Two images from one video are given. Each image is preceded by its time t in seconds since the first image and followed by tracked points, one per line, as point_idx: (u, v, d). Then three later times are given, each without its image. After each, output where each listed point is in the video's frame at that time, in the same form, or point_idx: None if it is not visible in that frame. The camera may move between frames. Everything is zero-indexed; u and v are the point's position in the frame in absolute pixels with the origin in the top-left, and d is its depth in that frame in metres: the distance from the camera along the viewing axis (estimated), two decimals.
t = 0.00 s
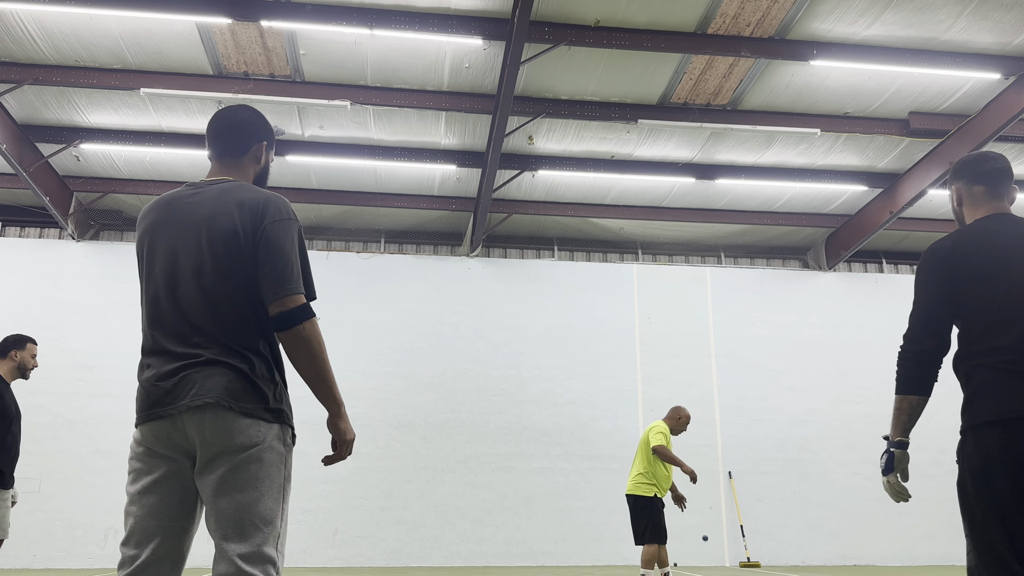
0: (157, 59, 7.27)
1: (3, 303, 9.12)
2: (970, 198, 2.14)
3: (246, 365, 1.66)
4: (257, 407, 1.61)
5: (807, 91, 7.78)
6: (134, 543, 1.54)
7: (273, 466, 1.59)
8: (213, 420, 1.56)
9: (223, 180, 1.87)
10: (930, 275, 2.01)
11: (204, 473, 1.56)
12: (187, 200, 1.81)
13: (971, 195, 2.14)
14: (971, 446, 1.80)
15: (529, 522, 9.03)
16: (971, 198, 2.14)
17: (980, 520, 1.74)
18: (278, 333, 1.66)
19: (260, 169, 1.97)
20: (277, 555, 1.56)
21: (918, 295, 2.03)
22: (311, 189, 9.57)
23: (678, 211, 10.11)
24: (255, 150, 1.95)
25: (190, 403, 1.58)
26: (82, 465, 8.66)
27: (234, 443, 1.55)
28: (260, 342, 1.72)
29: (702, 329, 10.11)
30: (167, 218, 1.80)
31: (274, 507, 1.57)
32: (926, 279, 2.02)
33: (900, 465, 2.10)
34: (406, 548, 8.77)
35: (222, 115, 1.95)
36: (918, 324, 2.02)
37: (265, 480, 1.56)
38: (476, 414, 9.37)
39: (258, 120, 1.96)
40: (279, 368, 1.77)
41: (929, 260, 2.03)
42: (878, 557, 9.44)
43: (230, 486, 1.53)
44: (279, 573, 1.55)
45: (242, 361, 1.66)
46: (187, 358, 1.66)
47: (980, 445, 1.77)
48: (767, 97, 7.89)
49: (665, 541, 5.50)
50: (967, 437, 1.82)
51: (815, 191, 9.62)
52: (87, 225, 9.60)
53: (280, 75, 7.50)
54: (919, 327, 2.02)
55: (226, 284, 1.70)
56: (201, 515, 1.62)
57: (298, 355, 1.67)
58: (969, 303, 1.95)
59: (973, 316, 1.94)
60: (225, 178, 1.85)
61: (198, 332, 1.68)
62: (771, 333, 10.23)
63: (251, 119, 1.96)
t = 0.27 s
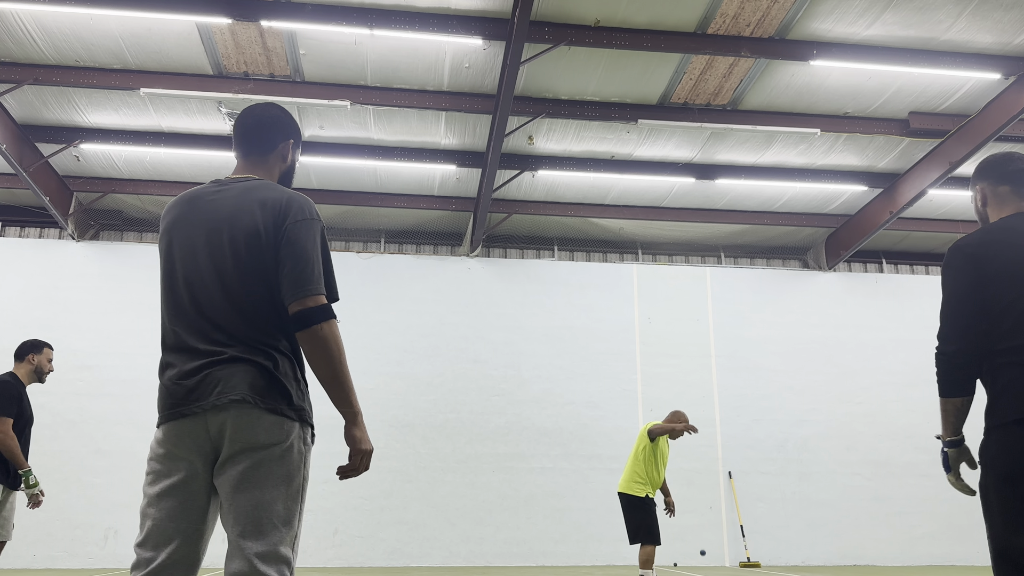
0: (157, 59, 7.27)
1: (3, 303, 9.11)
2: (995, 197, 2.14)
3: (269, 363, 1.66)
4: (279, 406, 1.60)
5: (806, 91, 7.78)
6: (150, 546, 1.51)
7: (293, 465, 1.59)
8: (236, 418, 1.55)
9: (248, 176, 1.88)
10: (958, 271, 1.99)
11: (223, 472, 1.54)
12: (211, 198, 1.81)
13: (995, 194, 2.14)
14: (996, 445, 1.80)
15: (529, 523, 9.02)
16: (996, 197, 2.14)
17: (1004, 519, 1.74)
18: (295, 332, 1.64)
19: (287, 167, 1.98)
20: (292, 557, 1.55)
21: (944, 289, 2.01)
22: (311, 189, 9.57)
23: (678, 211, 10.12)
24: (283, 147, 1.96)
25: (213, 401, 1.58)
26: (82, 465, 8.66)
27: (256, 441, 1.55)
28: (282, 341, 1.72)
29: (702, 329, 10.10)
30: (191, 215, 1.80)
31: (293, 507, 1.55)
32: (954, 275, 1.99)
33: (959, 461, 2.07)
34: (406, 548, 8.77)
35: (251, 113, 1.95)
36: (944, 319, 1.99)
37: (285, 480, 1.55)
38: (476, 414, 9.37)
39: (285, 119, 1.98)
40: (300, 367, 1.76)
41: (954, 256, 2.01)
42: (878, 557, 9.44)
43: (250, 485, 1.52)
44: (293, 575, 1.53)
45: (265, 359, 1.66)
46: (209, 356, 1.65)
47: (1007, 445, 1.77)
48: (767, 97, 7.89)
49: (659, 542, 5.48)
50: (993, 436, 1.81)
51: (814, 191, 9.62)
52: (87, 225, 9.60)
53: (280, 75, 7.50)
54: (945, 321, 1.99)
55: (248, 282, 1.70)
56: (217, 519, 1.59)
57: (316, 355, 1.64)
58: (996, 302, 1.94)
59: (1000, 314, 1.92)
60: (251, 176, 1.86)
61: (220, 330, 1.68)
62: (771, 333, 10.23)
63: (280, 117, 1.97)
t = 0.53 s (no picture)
0: (157, 59, 7.27)
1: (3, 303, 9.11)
2: (1005, 197, 2.12)
3: (283, 362, 1.65)
4: (293, 406, 1.59)
5: (806, 91, 7.78)
6: (159, 546, 1.51)
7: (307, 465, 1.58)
8: (250, 418, 1.55)
9: (263, 178, 1.87)
10: (964, 270, 1.99)
11: (236, 472, 1.54)
12: (227, 197, 1.81)
13: (1005, 195, 2.12)
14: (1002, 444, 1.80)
15: (529, 523, 9.02)
16: (1005, 198, 2.12)
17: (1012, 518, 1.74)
18: (309, 331, 1.63)
19: (303, 167, 1.97)
20: (302, 558, 1.54)
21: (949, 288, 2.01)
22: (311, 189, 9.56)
23: (678, 211, 10.11)
24: (301, 148, 1.95)
25: (227, 400, 1.57)
26: (81, 465, 8.66)
27: (270, 441, 1.54)
28: (296, 340, 1.72)
29: (702, 329, 10.10)
30: (206, 214, 1.80)
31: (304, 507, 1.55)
32: (958, 274, 2.00)
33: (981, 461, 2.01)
34: (406, 548, 8.77)
35: (269, 112, 1.95)
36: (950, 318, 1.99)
37: (298, 480, 1.55)
38: (476, 414, 9.37)
39: (306, 120, 1.97)
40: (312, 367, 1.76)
41: (959, 255, 2.01)
42: (879, 557, 9.43)
43: (261, 486, 1.51)
44: None
45: (279, 359, 1.65)
46: (223, 355, 1.65)
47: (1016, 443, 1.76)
48: (767, 97, 7.89)
49: (657, 540, 5.48)
50: (1002, 434, 1.81)
51: (815, 191, 9.62)
52: (87, 225, 9.60)
53: (280, 75, 7.50)
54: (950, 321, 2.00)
55: (263, 282, 1.69)
56: (227, 519, 1.59)
57: (330, 356, 1.64)
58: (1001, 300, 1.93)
59: (1007, 313, 1.92)
60: (267, 176, 1.85)
61: (234, 329, 1.68)
62: (771, 333, 10.23)
63: (299, 118, 1.97)
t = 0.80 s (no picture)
0: (157, 59, 7.27)
1: (3, 303, 9.12)
2: (996, 195, 2.12)
3: (284, 362, 1.65)
4: (294, 406, 1.59)
5: (806, 91, 7.78)
6: (159, 545, 1.51)
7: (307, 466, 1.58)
8: (251, 417, 1.55)
9: (268, 179, 1.87)
10: (950, 271, 2.00)
11: (236, 471, 1.54)
12: (232, 196, 1.81)
13: (995, 193, 2.12)
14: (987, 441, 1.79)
15: (529, 523, 9.02)
16: (996, 196, 2.12)
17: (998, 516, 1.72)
18: (314, 333, 1.63)
19: (309, 167, 1.98)
20: (302, 558, 1.54)
21: (937, 290, 2.03)
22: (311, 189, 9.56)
23: (678, 211, 10.11)
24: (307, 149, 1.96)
25: (229, 399, 1.57)
26: (81, 465, 8.66)
27: (271, 440, 1.54)
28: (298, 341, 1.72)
29: (702, 329, 10.10)
30: (211, 213, 1.80)
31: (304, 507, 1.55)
32: (945, 275, 2.01)
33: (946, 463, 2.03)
34: (406, 548, 8.77)
35: (273, 114, 1.95)
36: (938, 319, 2.01)
37: (299, 480, 1.55)
38: (476, 414, 9.37)
39: (311, 122, 1.97)
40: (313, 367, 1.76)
41: (947, 255, 2.02)
42: (878, 557, 9.43)
43: (262, 486, 1.51)
44: None
45: (282, 359, 1.65)
46: (226, 354, 1.64)
47: (999, 440, 1.76)
48: (767, 97, 7.88)
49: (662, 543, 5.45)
50: (987, 432, 1.80)
51: (814, 191, 9.62)
52: (87, 225, 9.60)
53: (280, 75, 7.50)
54: (938, 322, 2.01)
55: (266, 282, 1.69)
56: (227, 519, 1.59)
57: (334, 357, 1.64)
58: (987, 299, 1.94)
59: (992, 312, 1.92)
60: (273, 178, 1.85)
61: (238, 328, 1.68)
62: (771, 333, 10.22)
63: (303, 120, 1.97)
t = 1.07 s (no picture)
0: (157, 59, 7.27)
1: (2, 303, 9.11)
2: (984, 194, 2.12)
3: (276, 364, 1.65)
4: (286, 407, 1.60)
5: (806, 91, 7.78)
6: (154, 549, 1.50)
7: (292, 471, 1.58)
8: (245, 418, 1.55)
9: (267, 183, 1.86)
10: (942, 271, 1.99)
11: (229, 472, 1.53)
12: (230, 195, 1.80)
13: (984, 191, 2.12)
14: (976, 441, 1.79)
15: (529, 523, 9.02)
16: (984, 194, 2.12)
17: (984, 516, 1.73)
18: (315, 335, 1.64)
19: (303, 176, 1.98)
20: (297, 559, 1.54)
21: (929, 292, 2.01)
22: (310, 189, 9.56)
23: (678, 211, 10.11)
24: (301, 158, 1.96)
25: (222, 400, 1.57)
26: (81, 465, 8.65)
27: (265, 441, 1.54)
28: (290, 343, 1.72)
29: (702, 329, 10.10)
30: (207, 212, 1.78)
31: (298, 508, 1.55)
32: (938, 277, 1.99)
33: (926, 464, 2.09)
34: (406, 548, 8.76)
35: (264, 122, 1.94)
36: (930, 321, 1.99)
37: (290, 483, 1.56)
38: (476, 414, 9.36)
39: (302, 129, 1.97)
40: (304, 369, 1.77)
41: (938, 255, 2.01)
42: (878, 557, 9.43)
43: (258, 487, 1.51)
44: None
45: (272, 361, 1.66)
46: (218, 354, 1.63)
47: (987, 440, 1.77)
48: (767, 97, 7.88)
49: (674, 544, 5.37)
50: (974, 433, 1.81)
51: (815, 191, 9.62)
52: (87, 225, 9.60)
53: (280, 75, 7.50)
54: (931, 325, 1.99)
55: (265, 283, 1.70)
56: (218, 518, 1.58)
57: (334, 360, 1.64)
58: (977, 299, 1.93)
59: (984, 313, 1.92)
60: (272, 182, 1.85)
61: (233, 326, 1.66)
62: (771, 333, 10.22)
63: (295, 128, 1.96)
